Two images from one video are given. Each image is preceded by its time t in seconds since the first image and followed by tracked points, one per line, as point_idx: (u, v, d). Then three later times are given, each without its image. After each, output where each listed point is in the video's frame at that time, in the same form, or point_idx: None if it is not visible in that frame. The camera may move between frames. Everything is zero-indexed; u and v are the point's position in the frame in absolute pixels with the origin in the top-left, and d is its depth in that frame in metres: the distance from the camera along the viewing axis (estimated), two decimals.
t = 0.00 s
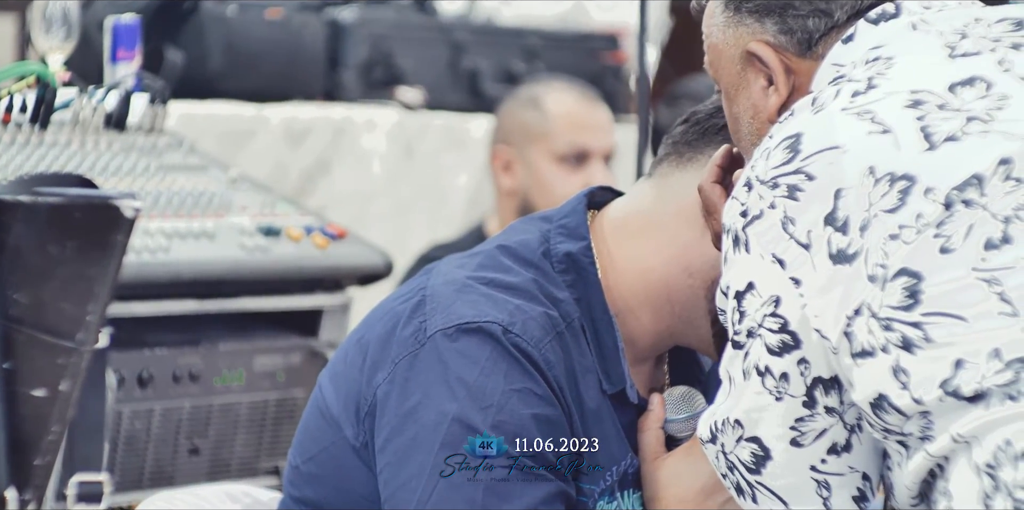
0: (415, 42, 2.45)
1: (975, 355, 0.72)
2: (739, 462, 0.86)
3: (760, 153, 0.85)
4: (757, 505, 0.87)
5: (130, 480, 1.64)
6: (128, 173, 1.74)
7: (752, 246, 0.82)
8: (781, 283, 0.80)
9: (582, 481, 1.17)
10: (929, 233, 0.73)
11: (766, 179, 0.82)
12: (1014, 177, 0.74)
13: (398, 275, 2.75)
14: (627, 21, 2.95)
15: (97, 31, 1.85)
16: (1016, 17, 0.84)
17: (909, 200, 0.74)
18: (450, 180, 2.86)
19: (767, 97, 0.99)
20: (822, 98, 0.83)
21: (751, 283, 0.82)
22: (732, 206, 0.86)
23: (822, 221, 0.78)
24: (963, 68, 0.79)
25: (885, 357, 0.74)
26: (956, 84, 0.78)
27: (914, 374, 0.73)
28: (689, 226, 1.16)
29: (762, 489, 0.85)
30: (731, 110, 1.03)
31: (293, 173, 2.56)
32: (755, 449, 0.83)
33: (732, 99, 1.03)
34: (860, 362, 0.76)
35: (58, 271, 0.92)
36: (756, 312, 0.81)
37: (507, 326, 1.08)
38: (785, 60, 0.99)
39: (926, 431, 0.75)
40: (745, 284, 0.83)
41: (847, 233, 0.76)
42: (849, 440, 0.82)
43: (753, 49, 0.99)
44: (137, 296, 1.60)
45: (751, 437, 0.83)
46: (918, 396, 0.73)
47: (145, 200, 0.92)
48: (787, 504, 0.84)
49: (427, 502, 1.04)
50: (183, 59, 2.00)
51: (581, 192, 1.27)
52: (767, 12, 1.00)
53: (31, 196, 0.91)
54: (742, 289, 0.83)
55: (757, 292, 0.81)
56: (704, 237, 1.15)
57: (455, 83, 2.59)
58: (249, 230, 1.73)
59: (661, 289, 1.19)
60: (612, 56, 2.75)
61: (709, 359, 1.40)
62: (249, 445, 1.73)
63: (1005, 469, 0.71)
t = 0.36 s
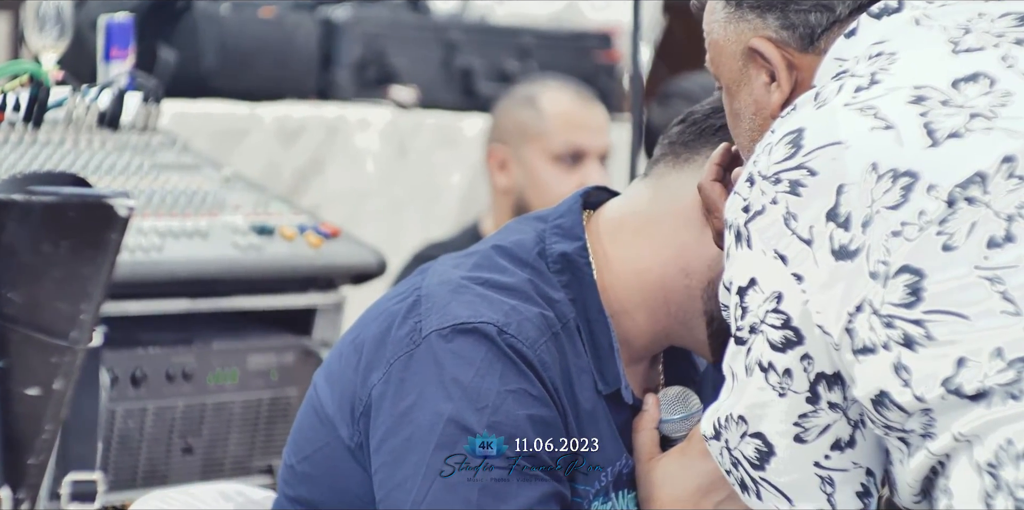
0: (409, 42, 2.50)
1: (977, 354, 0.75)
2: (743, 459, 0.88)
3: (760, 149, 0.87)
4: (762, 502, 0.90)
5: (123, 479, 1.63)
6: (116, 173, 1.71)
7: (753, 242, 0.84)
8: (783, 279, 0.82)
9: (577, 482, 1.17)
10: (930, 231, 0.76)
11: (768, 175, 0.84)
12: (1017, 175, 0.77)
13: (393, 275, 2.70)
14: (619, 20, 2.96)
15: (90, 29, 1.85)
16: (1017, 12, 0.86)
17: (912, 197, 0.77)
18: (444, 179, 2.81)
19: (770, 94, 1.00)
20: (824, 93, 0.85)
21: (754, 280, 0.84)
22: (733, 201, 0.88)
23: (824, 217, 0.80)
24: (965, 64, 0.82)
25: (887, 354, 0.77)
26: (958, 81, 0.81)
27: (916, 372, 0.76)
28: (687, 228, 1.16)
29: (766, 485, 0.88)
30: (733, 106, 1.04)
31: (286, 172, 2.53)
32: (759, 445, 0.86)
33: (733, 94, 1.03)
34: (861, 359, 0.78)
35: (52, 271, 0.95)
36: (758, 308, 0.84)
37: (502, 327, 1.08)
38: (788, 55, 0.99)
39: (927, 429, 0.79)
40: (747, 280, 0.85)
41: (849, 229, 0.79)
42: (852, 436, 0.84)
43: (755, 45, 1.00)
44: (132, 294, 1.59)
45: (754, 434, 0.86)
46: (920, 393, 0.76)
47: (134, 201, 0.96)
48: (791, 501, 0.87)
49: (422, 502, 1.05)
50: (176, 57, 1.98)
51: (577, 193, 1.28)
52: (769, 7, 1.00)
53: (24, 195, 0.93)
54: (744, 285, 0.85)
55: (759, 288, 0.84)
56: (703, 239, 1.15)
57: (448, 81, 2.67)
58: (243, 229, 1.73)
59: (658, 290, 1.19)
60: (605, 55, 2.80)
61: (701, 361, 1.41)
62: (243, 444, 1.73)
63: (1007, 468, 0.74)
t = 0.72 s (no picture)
0: (401, 39, 2.50)
1: (1007, 348, 0.79)
2: (752, 432, 0.90)
3: (790, 119, 0.88)
4: (767, 472, 0.91)
5: (114, 477, 1.63)
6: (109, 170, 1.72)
7: (782, 213, 0.86)
8: (810, 253, 0.84)
9: (567, 479, 1.16)
10: (964, 218, 0.79)
11: (799, 146, 0.86)
12: None
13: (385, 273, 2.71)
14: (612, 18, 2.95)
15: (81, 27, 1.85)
16: None
17: (944, 181, 0.79)
18: (437, 178, 2.82)
19: (796, 58, 1.00)
20: (856, 66, 0.88)
21: (779, 252, 0.86)
22: (761, 169, 0.89)
23: (856, 193, 0.82)
24: (997, 45, 0.86)
25: (917, 337, 0.80)
26: (992, 63, 0.85)
27: (946, 360, 0.80)
28: (675, 223, 1.16)
29: (777, 458, 0.89)
30: (756, 66, 1.04)
31: (277, 170, 2.52)
32: (774, 419, 0.88)
33: (756, 55, 1.03)
34: (891, 339, 0.81)
35: (40, 268, 0.96)
36: (782, 282, 0.85)
37: (490, 323, 1.08)
38: (817, 19, 0.98)
39: (949, 417, 0.82)
40: (771, 251, 0.87)
41: (879, 209, 0.81)
42: (871, 409, 0.87)
43: (784, 8, 0.98)
44: (122, 291, 1.59)
45: (769, 409, 0.88)
46: (947, 382, 0.80)
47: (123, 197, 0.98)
48: (803, 473, 0.89)
49: (410, 499, 1.04)
50: (167, 54, 1.98)
51: (566, 188, 1.28)
52: None
53: (12, 191, 0.94)
54: (768, 255, 0.87)
55: (784, 261, 0.86)
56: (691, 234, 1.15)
57: (439, 80, 2.65)
58: (233, 226, 1.73)
59: (646, 286, 1.19)
60: (597, 52, 2.81)
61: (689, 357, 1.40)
62: (234, 441, 1.73)
63: None
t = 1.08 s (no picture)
0: (392, 37, 2.52)
1: None
2: (763, 424, 0.90)
3: (816, 104, 0.89)
4: (773, 469, 0.91)
5: (106, 477, 1.62)
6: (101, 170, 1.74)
7: (807, 200, 0.86)
8: (834, 244, 0.84)
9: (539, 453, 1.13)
10: (993, 217, 0.79)
11: (826, 133, 0.86)
12: None
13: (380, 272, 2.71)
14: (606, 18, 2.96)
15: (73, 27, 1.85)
16: None
17: (974, 178, 0.79)
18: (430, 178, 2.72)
19: (823, 39, 1.03)
20: (884, 52, 0.88)
21: (801, 238, 0.87)
22: (787, 154, 0.90)
23: (882, 186, 0.82)
24: None
25: (940, 336, 0.81)
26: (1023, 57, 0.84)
27: (968, 360, 0.80)
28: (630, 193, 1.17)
29: (785, 452, 0.89)
30: (777, 46, 1.07)
31: (271, 168, 2.51)
32: (789, 414, 0.88)
33: (779, 34, 1.06)
34: (915, 334, 0.82)
35: (34, 269, 0.96)
36: (805, 269, 0.86)
37: (457, 301, 1.09)
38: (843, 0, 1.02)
39: (969, 417, 0.83)
40: (793, 238, 0.88)
41: (908, 202, 0.81)
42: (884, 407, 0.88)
43: None
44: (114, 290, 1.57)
45: (785, 403, 0.88)
46: (969, 383, 0.80)
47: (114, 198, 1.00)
48: (810, 469, 0.89)
49: (384, 476, 1.05)
50: (160, 55, 1.99)
51: (528, 173, 1.28)
52: None
53: (5, 190, 0.94)
54: (789, 243, 0.88)
55: (806, 248, 0.86)
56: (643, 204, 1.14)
57: (432, 79, 2.64)
58: (226, 226, 1.74)
59: (606, 264, 1.20)
60: (590, 52, 2.79)
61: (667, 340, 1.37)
62: (227, 441, 1.73)
63: None
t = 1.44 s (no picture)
0: (388, 36, 2.49)
1: None
2: (802, 342, 1.07)
3: (936, 28, 1.04)
4: (799, 389, 1.09)
5: (103, 476, 1.60)
6: (99, 168, 1.70)
7: (910, 126, 1.00)
8: (930, 180, 0.99)
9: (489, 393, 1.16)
10: None
11: (947, 65, 1.01)
12: None
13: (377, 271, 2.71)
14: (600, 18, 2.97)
15: (70, 26, 1.87)
16: None
17: None
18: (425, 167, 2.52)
19: None
20: None
21: (891, 161, 1.02)
22: (897, 79, 1.03)
23: (993, 135, 0.97)
24: None
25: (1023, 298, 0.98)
26: None
27: None
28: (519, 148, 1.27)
29: (818, 374, 1.06)
30: None
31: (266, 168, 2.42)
32: (833, 335, 1.04)
33: None
34: (1003, 291, 0.98)
35: (31, 268, 0.97)
36: (892, 193, 1.01)
37: (388, 252, 1.11)
38: None
39: None
40: (886, 160, 1.02)
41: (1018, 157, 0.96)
42: (925, 354, 1.04)
43: None
44: (111, 288, 1.58)
45: (831, 323, 1.04)
46: None
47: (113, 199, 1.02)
48: (836, 397, 1.06)
49: (352, 434, 1.01)
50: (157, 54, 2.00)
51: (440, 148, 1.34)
52: None
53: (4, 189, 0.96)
54: (880, 163, 1.02)
55: (896, 171, 1.01)
56: (522, 154, 1.26)
57: (427, 77, 2.57)
58: (223, 225, 1.73)
59: (500, 215, 1.27)
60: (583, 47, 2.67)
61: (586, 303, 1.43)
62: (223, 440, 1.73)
63: None
